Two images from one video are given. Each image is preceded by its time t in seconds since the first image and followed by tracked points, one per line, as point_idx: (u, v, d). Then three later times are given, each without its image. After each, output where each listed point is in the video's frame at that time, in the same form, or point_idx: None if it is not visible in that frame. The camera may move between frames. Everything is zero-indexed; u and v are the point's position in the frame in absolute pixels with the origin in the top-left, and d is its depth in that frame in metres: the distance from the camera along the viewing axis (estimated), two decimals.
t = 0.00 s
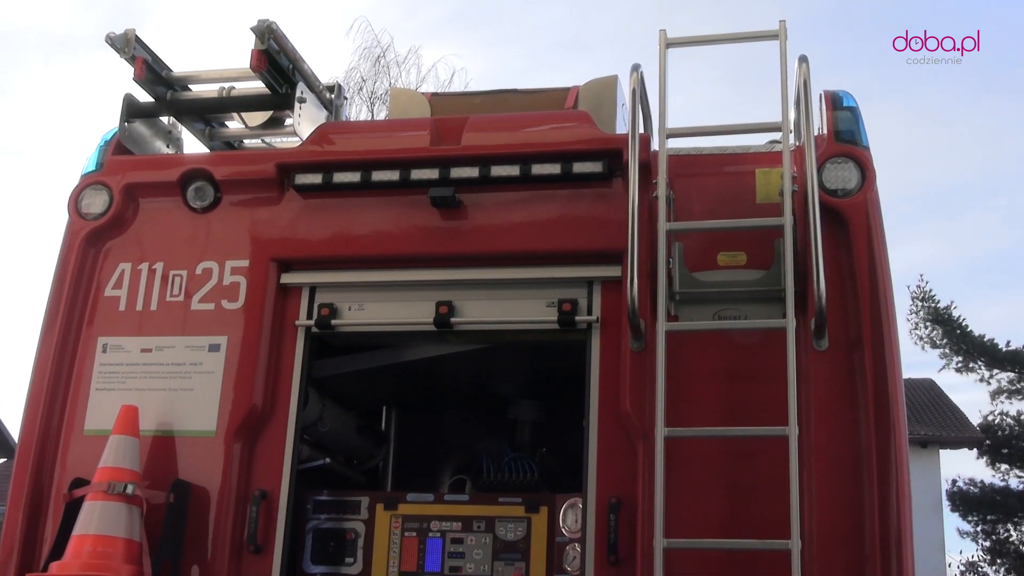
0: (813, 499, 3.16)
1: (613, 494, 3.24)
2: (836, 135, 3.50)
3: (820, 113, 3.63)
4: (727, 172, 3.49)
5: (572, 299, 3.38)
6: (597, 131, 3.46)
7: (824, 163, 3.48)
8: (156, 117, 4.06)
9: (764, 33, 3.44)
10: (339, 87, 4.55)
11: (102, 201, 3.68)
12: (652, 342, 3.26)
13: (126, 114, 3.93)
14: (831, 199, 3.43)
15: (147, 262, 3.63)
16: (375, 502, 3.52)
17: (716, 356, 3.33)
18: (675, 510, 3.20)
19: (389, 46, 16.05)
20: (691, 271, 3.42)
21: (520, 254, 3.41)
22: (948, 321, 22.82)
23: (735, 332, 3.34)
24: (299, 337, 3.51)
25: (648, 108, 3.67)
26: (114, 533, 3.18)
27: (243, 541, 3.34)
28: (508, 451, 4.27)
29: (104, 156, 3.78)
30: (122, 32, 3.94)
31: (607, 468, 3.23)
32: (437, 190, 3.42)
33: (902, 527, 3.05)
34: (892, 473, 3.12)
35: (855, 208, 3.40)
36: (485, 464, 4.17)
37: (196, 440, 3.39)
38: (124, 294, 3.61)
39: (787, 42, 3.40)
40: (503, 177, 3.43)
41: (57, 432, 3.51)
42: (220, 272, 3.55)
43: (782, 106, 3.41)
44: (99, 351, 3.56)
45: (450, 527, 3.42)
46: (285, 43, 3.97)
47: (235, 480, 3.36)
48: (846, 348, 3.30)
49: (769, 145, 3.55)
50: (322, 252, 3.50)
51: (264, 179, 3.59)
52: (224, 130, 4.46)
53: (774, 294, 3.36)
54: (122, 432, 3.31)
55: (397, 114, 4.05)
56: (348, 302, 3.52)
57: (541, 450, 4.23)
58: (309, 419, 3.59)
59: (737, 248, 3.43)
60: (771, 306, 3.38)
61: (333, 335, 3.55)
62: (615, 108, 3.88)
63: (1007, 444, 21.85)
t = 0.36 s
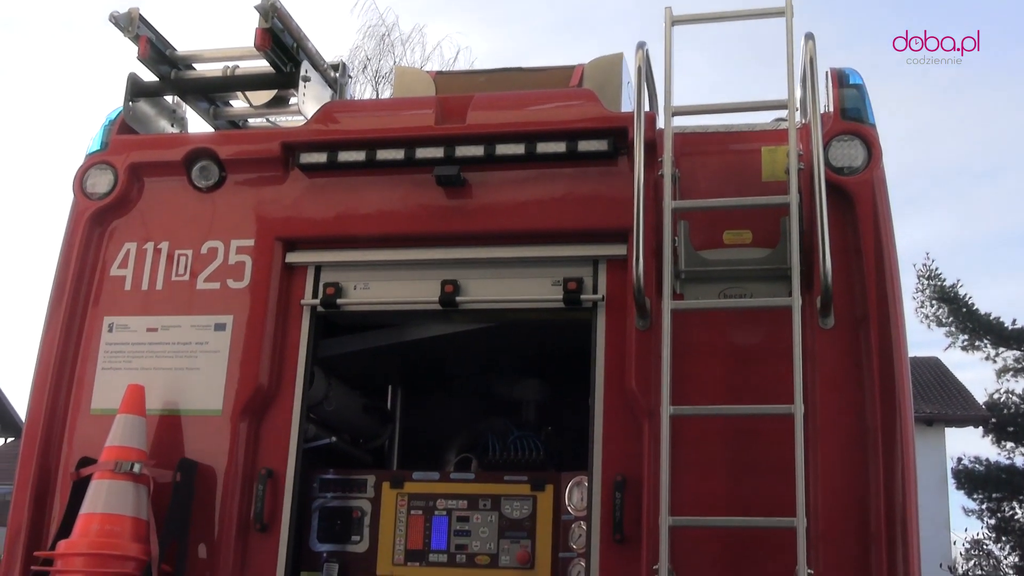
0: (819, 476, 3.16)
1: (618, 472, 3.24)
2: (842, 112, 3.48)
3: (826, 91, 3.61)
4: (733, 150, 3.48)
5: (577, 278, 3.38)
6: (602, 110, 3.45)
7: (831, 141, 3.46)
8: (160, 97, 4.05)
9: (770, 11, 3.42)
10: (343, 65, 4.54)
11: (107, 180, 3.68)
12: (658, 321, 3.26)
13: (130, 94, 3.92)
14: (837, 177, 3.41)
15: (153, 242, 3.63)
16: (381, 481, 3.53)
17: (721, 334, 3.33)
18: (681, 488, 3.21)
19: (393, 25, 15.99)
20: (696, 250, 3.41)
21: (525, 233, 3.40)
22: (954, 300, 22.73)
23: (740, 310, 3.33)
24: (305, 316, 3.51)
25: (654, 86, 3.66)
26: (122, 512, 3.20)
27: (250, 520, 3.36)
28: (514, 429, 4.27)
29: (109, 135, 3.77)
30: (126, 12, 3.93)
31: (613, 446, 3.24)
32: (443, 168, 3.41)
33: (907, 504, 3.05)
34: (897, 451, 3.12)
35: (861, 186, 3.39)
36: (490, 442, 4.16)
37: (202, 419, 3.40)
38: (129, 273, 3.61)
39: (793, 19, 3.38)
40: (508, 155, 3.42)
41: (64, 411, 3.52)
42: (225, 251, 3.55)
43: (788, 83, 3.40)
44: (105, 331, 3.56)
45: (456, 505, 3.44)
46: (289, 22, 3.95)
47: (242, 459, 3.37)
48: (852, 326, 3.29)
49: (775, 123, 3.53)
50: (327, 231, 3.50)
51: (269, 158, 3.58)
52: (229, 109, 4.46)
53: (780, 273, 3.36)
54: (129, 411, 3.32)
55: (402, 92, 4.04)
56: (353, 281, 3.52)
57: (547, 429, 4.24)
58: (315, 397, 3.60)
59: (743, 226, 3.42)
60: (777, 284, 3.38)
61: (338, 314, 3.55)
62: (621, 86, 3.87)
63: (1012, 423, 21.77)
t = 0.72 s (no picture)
0: (827, 450, 3.17)
1: (626, 446, 3.25)
2: (852, 86, 3.46)
3: (835, 64, 3.59)
4: (742, 124, 3.47)
5: (585, 253, 3.38)
6: (610, 84, 3.43)
7: (840, 114, 3.45)
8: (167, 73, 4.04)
9: None
10: (350, 40, 4.53)
11: (114, 157, 3.68)
12: (666, 295, 3.26)
13: (137, 70, 3.91)
14: (846, 151, 3.40)
15: (161, 218, 3.63)
16: (390, 456, 3.54)
17: (729, 309, 3.33)
18: (689, 462, 3.21)
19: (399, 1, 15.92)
20: (704, 224, 3.40)
21: (533, 209, 3.40)
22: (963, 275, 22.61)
23: (749, 285, 3.33)
24: (313, 292, 3.51)
25: (662, 60, 3.64)
26: (132, 487, 3.22)
27: (260, 495, 3.37)
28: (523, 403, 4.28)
29: (116, 111, 3.76)
30: None
31: (621, 421, 3.24)
32: (450, 144, 3.41)
33: (916, 477, 3.06)
34: (906, 424, 3.12)
35: (870, 160, 3.38)
36: (499, 417, 4.14)
37: (211, 395, 3.41)
38: (138, 250, 3.61)
39: None
40: (516, 130, 3.41)
41: (74, 387, 3.53)
42: (233, 228, 3.56)
43: (797, 57, 3.38)
44: (114, 307, 3.57)
45: (465, 480, 3.45)
46: None
47: (251, 435, 3.38)
48: (861, 301, 3.29)
49: (784, 96, 3.52)
50: (335, 207, 3.50)
51: (276, 133, 3.58)
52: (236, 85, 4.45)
53: (789, 247, 3.35)
54: (139, 386, 3.33)
55: (410, 67, 4.03)
56: (361, 256, 3.52)
57: (555, 404, 4.24)
58: (323, 373, 3.61)
59: (751, 200, 3.41)
60: (785, 259, 3.37)
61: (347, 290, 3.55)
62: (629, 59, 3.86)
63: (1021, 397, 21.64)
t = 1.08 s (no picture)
0: (836, 428, 3.17)
1: (635, 425, 3.26)
2: (861, 63, 3.45)
3: (845, 41, 3.57)
4: (751, 101, 3.45)
5: (594, 232, 3.37)
6: (618, 62, 3.42)
7: (850, 92, 3.43)
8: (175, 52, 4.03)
9: None
10: (358, 18, 4.52)
11: (123, 136, 3.68)
12: (675, 274, 3.25)
13: (145, 49, 3.90)
14: (856, 129, 3.39)
15: (169, 198, 3.63)
16: (400, 434, 3.55)
17: (739, 287, 3.33)
18: (698, 440, 3.21)
19: None
20: (713, 202, 3.39)
21: (542, 188, 3.39)
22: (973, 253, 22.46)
23: (758, 263, 3.32)
24: (322, 271, 3.52)
25: (671, 37, 3.63)
26: (143, 466, 3.23)
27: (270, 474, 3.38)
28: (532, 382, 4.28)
29: (124, 91, 3.76)
30: None
31: (630, 399, 3.24)
32: (459, 122, 3.39)
33: (925, 455, 3.06)
34: (915, 402, 3.11)
35: (880, 137, 3.36)
36: (508, 395, 4.11)
37: (221, 374, 3.42)
38: (147, 230, 3.62)
39: None
40: (524, 109, 3.40)
41: (84, 366, 3.54)
42: (242, 207, 3.56)
43: (807, 34, 3.36)
44: (123, 287, 3.57)
45: (474, 459, 3.45)
46: None
47: (261, 414, 3.39)
48: (871, 279, 3.28)
49: (793, 74, 3.50)
50: (343, 186, 3.50)
51: (284, 112, 3.57)
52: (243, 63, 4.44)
53: (799, 225, 3.34)
54: (149, 366, 3.35)
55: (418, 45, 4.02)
56: (370, 236, 3.52)
57: (564, 382, 4.24)
58: (332, 352, 3.61)
59: (760, 178, 3.40)
60: (795, 237, 3.36)
61: (355, 269, 3.55)
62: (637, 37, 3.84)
63: None
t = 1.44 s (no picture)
0: (846, 406, 3.16)
1: (645, 402, 3.26)
2: (872, 39, 3.43)
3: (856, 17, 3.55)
4: (762, 78, 3.44)
5: (604, 210, 3.37)
6: (628, 39, 3.40)
7: (861, 68, 3.42)
8: (184, 31, 4.02)
9: None
10: None
11: (131, 115, 3.68)
12: (685, 252, 3.25)
13: (153, 28, 3.90)
14: (867, 106, 3.37)
15: (179, 177, 3.63)
16: (410, 413, 3.55)
17: (749, 264, 3.32)
18: (708, 418, 3.21)
19: None
20: (723, 180, 3.38)
21: (552, 166, 3.39)
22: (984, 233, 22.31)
23: (768, 241, 3.31)
24: (332, 250, 3.52)
25: (681, 14, 3.61)
26: (154, 444, 3.24)
27: (281, 452, 3.39)
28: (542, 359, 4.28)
29: (133, 70, 3.76)
30: None
31: (640, 377, 3.24)
32: (468, 100, 3.38)
33: (935, 431, 3.05)
34: (926, 379, 3.11)
35: (892, 114, 3.35)
36: (518, 373, 4.12)
37: (231, 353, 3.42)
38: (156, 209, 3.62)
39: None
40: (534, 86, 3.39)
41: (94, 345, 3.55)
42: (252, 185, 3.56)
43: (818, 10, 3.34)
44: (133, 266, 3.58)
45: (484, 437, 3.46)
46: None
47: (271, 392, 3.40)
48: (882, 256, 3.27)
49: (804, 50, 3.48)
50: (352, 165, 3.50)
51: (293, 91, 3.57)
52: (252, 43, 4.38)
53: (809, 203, 3.33)
54: (160, 344, 3.35)
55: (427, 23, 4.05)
56: (379, 214, 3.53)
57: (574, 360, 4.24)
58: (342, 331, 3.62)
59: (770, 156, 3.39)
60: (805, 215, 3.35)
61: (365, 247, 3.57)
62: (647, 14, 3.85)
63: None
